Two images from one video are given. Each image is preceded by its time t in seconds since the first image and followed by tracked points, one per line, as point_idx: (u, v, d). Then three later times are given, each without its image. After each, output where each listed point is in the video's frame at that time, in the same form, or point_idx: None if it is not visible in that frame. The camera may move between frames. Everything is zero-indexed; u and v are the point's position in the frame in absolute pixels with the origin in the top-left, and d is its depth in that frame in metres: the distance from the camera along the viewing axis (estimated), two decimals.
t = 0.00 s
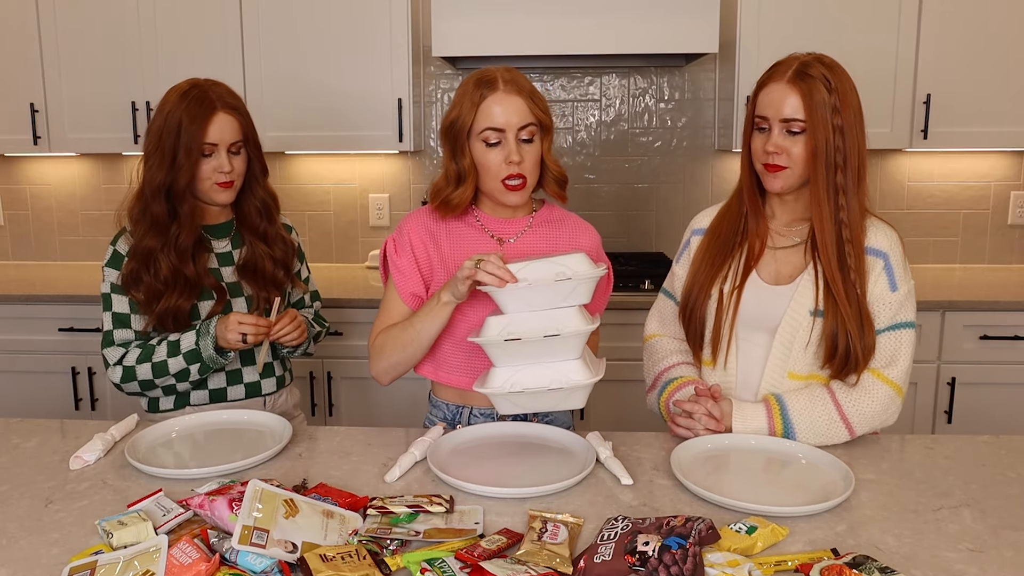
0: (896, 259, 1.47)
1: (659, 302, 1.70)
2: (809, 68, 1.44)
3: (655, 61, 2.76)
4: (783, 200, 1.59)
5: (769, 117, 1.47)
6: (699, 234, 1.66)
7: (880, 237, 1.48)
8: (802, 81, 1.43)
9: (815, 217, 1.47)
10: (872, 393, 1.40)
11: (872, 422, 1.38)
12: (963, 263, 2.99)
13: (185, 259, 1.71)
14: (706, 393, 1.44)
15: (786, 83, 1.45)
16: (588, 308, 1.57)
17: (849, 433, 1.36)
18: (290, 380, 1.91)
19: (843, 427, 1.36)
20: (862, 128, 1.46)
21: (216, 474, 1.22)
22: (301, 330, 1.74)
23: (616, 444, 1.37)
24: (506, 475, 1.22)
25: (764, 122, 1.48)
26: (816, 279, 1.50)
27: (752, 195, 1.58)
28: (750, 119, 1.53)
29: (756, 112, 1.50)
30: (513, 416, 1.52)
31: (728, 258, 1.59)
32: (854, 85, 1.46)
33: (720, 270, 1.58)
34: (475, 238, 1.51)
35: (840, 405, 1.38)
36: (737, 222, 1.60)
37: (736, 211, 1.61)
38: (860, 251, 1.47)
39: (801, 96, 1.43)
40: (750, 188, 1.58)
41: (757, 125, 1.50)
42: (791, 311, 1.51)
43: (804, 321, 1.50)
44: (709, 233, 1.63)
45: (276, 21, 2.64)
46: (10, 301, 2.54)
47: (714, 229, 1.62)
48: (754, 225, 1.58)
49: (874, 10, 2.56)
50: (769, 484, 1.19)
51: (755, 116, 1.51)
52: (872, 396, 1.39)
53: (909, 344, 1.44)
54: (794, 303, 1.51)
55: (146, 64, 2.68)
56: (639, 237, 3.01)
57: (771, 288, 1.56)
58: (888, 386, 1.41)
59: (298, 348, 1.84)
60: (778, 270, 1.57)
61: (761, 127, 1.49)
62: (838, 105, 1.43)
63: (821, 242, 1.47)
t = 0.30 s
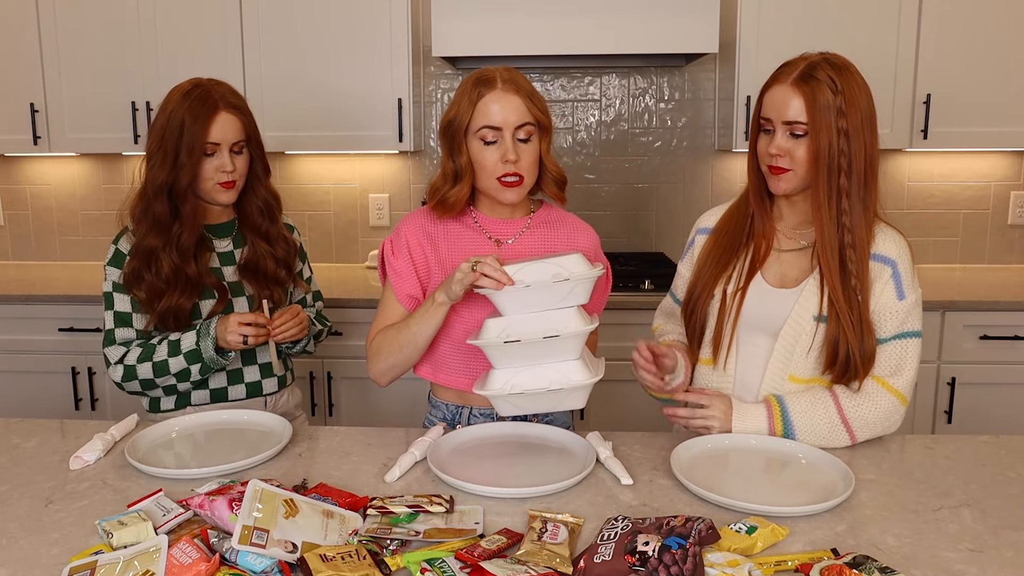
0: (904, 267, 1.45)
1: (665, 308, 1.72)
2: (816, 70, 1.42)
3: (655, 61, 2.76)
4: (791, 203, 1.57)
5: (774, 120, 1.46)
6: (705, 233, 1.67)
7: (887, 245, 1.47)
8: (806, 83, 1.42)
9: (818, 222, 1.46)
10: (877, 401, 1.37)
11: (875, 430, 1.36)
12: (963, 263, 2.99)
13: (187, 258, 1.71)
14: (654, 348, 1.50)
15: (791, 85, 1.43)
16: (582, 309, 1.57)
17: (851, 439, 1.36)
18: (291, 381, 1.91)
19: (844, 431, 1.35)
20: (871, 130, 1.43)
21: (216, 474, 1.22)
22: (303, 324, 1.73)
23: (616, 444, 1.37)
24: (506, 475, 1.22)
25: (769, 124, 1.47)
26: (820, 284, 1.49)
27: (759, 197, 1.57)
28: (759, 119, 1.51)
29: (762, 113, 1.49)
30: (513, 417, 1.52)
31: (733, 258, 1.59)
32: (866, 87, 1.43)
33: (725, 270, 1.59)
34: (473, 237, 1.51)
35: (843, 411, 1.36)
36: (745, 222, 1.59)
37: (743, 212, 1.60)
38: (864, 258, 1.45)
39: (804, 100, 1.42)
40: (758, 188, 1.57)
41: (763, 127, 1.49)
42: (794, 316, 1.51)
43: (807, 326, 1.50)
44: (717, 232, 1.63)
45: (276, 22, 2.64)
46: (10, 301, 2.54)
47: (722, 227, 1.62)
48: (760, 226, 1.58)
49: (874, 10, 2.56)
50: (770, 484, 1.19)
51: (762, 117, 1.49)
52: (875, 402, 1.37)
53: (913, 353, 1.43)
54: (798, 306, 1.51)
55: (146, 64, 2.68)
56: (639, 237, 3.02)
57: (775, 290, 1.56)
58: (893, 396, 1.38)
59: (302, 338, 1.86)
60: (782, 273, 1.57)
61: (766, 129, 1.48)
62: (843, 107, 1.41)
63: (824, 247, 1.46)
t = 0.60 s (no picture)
0: (915, 280, 1.45)
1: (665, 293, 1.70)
2: (834, 73, 1.41)
3: (655, 61, 2.76)
4: (806, 206, 1.56)
5: (790, 122, 1.46)
6: (717, 229, 1.66)
7: (898, 256, 1.46)
8: (823, 86, 1.41)
9: (829, 228, 1.45)
10: (880, 412, 1.36)
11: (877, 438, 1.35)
12: (962, 263, 2.99)
13: (186, 259, 1.71)
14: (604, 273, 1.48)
15: (808, 87, 1.43)
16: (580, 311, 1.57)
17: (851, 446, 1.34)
18: (290, 380, 1.91)
19: (844, 438, 1.34)
20: (890, 135, 1.42)
21: (216, 474, 1.22)
22: (297, 321, 1.73)
23: (616, 444, 1.37)
24: (505, 475, 1.22)
25: (787, 125, 1.47)
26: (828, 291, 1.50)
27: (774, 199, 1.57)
28: (777, 120, 1.51)
29: (780, 114, 1.49)
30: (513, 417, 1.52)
31: (745, 258, 1.59)
32: (887, 91, 1.42)
33: (736, 268, 1.59)
34: (472, 236, 1.51)
35: (845, 418, 1.35)
36: (760, 222, 1.59)
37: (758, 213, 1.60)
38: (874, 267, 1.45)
39: (821, 103, 1.41)
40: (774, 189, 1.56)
41: (781, 127, 1.49)
42: (800, 321, 1.51)
43: (812, 333, 1.50)
44: (728, 230, 1.62)
45: (276, 22, 2.64)
46: (10, 301, 2.54)
47: (734, 225, 1.61)
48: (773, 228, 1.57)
49: (874, 10, 2.56)
50: (770, 484, 1.19)
51: (779, 119, 1.49)
52: (877, 411, 1.36)
53: (919, 368, 1.42)
54: (805, 313, 1.51)
55: (146, 64, 2.68)
56: (639, 237, 3.01)
57: (783, 294, 1.56)
58: (896, 408, 1.37)
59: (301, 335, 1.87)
60: (792, 277, 1.57)
61: (784, 130, 1.48)
62: (862, 111, 1.40)
63: (833, 254, 1.45)
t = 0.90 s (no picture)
0: (917, 278, 1.46)
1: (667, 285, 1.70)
2: (848, 71, 1.41)
3: (655, 61, 2.76)
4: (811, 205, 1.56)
5: (799, 119, 1.45)
6: (722, 225, 1.66)
7: (905, 255, 1.47)
8: (836, 83, 1.41)
9: (841, 226, 1.46)
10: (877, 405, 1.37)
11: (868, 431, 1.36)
12: (962, 263, 2.99)
13: (183, 261, 1.71)
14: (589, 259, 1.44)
15: (821, 84, 1.43)
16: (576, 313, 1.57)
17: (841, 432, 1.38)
18: (289, 380, 1.91)
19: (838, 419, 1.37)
20: (901, 135, 1.42)
21: (216, 474, 1.22)
22: (294, 323, 1.73)
23: (616, 444, 1.37)
24: (504, 475, 1.22)
25: (796, 122, 1.47)
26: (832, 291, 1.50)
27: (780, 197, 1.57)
28: (785, 116, 1.51)
29: (789, 110, 1.49)
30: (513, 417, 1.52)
31: (750, 255, 1.59)
32: (899, 93, 1.42)
33: (740, 268, 1.59)
34: (470, 234, 1.51)
35: (844, 405, 1.38)
36: (765, 219, 1.59)
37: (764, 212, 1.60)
38: (886, 267, 1.46)
39: (834, 100, 1.41)
40: (780, 187, 1.56)
41: (790, 124, 1.49)
42: (803, 319, 1.51)
43: (814, 332, 1.51)
44: (735, 227, 1.63)
45: (276, 22, 2.64)
46: (10, 301, 2.55)
47: (741, 222, 1.62)
48: (780, 226, 1.58)
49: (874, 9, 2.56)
50: (768, 484, 1.19)
51: (789, 115, 1.49)
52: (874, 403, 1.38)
53: (918, 366, 1.43)
54: (805, 313, 1.51)
55: (146, 64, 2.68)
56: (639, 237, 3.01)
57: (786, 293, 1.56)
58: (893, 404, 1.39)
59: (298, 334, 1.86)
60: (795, 276, 1.57)
61: (793, 127, 1.48)
62: (874, 110, 1.40)
63: (848, 253, 1.45)
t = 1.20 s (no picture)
0: (906, 265, 1.44)
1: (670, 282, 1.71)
2: (844, 69, 1.41)
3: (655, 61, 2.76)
4: (808, 203, 1.56)
5: (796, 116, 1.46)
6: (722, 224, 1.67)
7: (895, 245, 1.45)
8: (833, 81, 1.41)
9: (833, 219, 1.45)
10: (854, 377, 1.37)
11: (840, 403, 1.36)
12: (962, 263, 2.99)
13: (180, 264, 1.72)
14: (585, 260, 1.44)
15: (818, 81, 1.43)
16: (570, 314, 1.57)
17: (815, 402, 1.36)
18: (288, 380, 1.91)
19: (813, 389, 1.35)
20: (896, 132, 1.42)
21: (216, 474, 1.22)
22: (298, 326, 1.72)
23: (616, 444, 1.37)
24: (504, 475, 1.22)
25: (792, 119, 1.47)
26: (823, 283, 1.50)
27: (777, 195, 1.57)
28: (782, 114, 1.51)
29: (785, 108, 1.49)
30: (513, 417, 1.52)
31: (745, 253, 1.59)
32: (893, 92, 1.42)
33: (737, 265, 1.59)
34: (469, 236, 1.51)
35: (823, 372, 1.35)
36: (762, 217, 1.59)
37: (761, 210, 1.60)
38: (878, 257, 1.44)
39: (830, 97, 1.41)
40: (777, 185, 1.56)
41: (786, 122, 1.49)
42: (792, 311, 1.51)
43: (802, 323, 1.51)
44: (733, 224, 1.63)
45: (276, 22, 2.64)
46: (10, 301, 2.55)
47: (739, 220, 1.62)
48: (778, 223, 1.58)
49: (874, 10, 2.56)
50: (769, 484, 1.19)
51: (786, 112, 1.49)
52: (853, 380, 1.36)
53: (899, 348, 1.40)
54: (794, 305, 1.52)
55: (146, 64, 2.68)
56: (639, 237, 3.01)
57: (780, 289, 1.56)
58: (869, 379, 1.38)
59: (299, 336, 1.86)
60: (789, 273, 1.57)
61: (789, 124, 1.48)
62: (869, 108, 1.40)
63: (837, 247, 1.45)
